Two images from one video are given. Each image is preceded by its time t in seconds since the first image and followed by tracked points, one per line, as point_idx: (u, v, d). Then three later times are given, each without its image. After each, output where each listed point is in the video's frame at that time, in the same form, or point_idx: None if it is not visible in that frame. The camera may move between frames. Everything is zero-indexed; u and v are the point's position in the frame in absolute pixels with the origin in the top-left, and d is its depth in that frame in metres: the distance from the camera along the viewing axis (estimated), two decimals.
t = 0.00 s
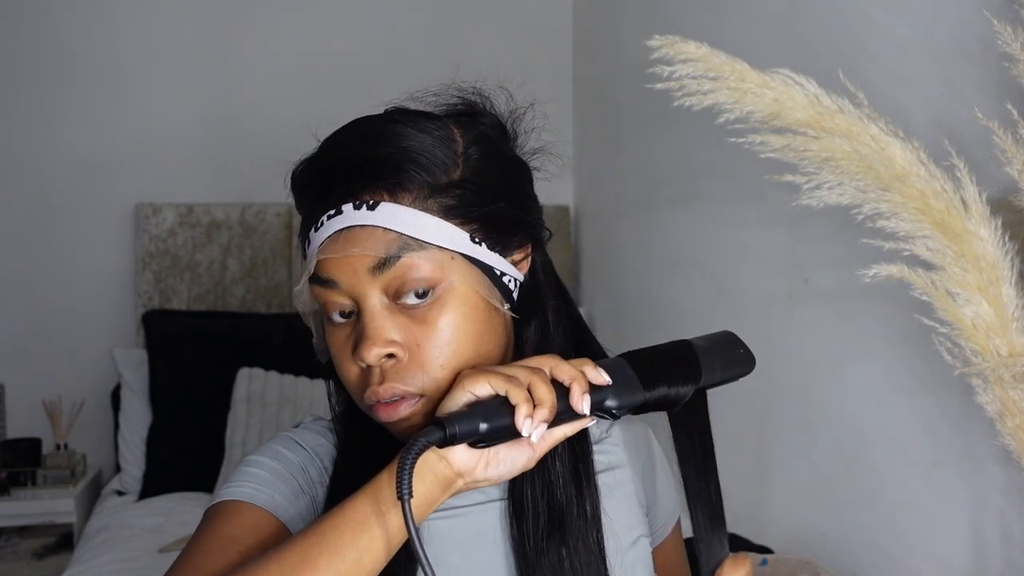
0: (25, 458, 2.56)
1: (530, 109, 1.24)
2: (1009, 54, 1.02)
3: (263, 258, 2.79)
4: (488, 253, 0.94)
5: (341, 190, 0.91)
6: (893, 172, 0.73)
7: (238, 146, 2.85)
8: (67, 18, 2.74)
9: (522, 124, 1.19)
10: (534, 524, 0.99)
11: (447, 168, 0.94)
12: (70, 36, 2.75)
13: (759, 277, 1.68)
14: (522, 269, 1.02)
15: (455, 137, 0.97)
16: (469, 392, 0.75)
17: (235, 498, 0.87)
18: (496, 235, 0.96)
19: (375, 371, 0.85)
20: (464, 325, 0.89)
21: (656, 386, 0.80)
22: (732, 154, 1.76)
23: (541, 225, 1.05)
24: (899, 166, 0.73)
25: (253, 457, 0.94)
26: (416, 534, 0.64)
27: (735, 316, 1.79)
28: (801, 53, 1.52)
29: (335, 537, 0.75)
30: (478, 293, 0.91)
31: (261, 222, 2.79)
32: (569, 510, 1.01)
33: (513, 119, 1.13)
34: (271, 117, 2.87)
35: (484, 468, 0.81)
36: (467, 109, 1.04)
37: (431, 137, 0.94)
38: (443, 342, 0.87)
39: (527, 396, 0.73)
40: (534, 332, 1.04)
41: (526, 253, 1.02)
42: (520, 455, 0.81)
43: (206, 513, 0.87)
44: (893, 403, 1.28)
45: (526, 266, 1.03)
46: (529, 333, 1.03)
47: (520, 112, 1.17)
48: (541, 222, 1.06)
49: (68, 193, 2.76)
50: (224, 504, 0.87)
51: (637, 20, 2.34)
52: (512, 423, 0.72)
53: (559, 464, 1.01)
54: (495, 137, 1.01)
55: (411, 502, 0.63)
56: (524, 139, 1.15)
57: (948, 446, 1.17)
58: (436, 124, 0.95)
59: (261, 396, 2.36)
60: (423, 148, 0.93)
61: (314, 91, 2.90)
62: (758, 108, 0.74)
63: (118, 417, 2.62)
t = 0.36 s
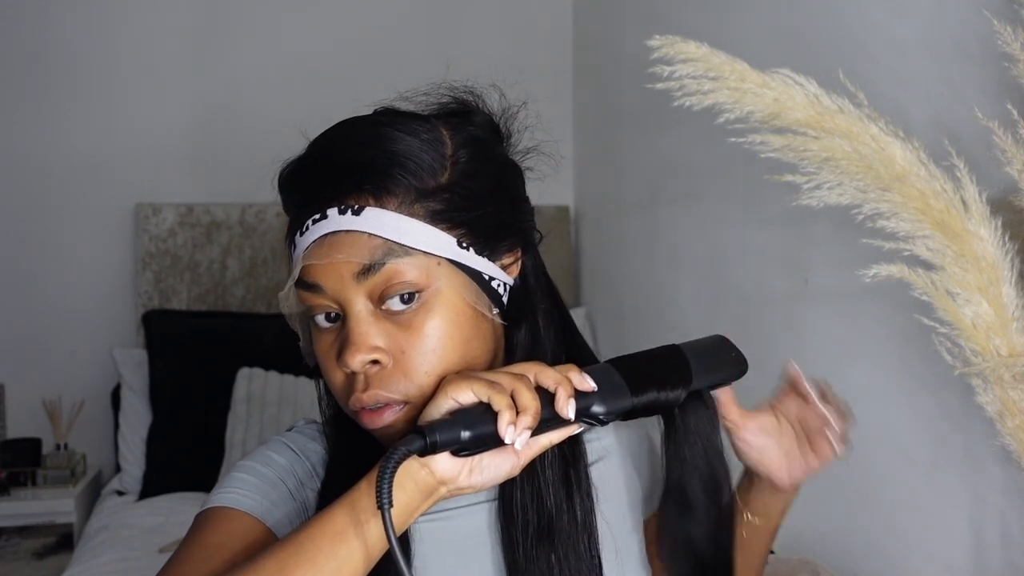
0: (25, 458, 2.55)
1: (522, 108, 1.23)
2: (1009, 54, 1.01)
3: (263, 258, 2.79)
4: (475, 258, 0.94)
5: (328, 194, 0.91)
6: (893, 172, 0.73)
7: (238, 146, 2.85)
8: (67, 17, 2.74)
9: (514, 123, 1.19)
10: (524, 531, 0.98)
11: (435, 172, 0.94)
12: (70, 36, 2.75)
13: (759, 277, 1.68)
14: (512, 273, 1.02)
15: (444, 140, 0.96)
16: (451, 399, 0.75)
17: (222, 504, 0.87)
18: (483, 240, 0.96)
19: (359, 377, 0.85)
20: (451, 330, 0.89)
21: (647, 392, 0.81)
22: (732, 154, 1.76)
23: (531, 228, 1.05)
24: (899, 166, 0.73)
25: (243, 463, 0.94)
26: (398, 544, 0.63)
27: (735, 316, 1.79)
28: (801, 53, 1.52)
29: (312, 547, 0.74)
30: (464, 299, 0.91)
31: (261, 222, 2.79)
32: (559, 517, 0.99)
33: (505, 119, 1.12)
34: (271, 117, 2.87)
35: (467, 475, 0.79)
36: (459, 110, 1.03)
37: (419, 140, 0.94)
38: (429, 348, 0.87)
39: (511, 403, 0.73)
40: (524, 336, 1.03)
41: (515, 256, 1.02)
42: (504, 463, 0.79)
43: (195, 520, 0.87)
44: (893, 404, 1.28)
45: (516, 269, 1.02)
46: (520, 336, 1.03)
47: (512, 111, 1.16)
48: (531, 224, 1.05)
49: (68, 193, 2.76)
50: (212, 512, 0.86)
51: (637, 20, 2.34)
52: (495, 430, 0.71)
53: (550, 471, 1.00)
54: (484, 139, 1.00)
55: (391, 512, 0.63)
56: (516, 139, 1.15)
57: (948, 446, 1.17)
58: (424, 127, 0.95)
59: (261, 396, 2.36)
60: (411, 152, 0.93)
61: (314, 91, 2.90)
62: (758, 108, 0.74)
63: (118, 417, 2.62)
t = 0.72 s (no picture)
0: (25, 458, 2.55)
1: (513, 107, 1.23)
2: (1009, 54, 1.02)
3: (263, 258, 2.79)
4: (467, 259, 0.94)
5: (318, 199, 0.91)
6: (893, 172, 0.73)
7: (237, 145, 2.85)
8: (67, 17, 2.74)
9: (505, 122, 1.19)
10: (516, 530, 0.97)
11: (424, 173, 0.94)
12: (69, 36, 2.75)
13: (759, 277, 1.68)
14: (504, 272, 1.02)
15: (433, 141, 0.96)
16: (450, 397, 0.74)
17: (219, 505, 0.87)
18: (476, 240, 0.95)
19: (354, 381, 0.85)
20: (444, 331, 0.89)
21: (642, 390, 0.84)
22: (732, 154, 1.76)
23: (523, 227, 1.05)
24: (899, 166, 0.73)
25: (240, 463, 0.94)
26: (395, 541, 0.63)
27: (735, 316, 1.79)
28: (801, 53, 1.52)
29: (312, 546, 0.74)
30: (457, 300, 0.91)
31: (261, 222, 2.79)
32: (552, 516, 0.98)
33: (494, 118, 1.12)
34: (271, 117, 2.87)
35: (465, 474, 0.79)
36: (448, 111, 1.03)
37: (408, 142, 0.94)
38: (422, 350, 0.87)
39: (507, 400, 0.73)
40: (516, 335, 1.03)
41: (507, 256, 1.02)
42: (502, 461, 0.80)
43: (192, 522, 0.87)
44: (893, 403, 1.28)
45: (508, 269, 1.02)
46: (512, 335, 1.02)
47: (502, 110, 1.16)
48: (523, 223, 1.05)
49: (68, 193, 2.76)
50: (209, 513, 0.86)
51: (637, 20, 2.34)
52: (492, 428, 0.71)
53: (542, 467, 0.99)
54: (473, 138, 1.00)
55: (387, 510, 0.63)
56: (507, 138, 1.14)
57: (948, 446, 1.17)
58: (413, 128, 0.95)
59: (261, 395, 2.36)
60: (400, 154, 0.93)
61: (314, 91, 2.90)
62: (758, 108, 0.74)
63: (118, 417, 2.62)
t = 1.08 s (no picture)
0: (25, 458, 2.56)
1: (517, 110, 1.23)
2: (1009, 54, 1.01)
3: (263, 258, 2.79)
4: (467, 259, 0.94)
5: (318, 196, 0.91)
6: (893, 172, 0.73)
7: (237, 145, 2.85)
8: (67, 17, 2.74)
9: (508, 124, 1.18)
10: (516, 532, 0.97)
11: (424, 173, 0.94)
12: (69, 36, 2.75)
13: (759, 277, 1.68)
14: (504, 273, 1.02)
15: (434, 141, 0.96)
16: (447, 391, 0.74)
17: (219, 506, 0.87)
18: (475, 240, 0.95)
19: (353, 380, 0.85)
20: (443, 331, 0.89)
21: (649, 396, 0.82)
22: (732, 154, 1.76)
23: (524, 228, 1.05)
24: (899, 166, 0.73)
25: (240, 465, 0.94)
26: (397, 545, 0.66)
27: (735, 316, 1.79)
28: (801, 53, 1.53)
29: (315, 548, 0.73)
30: (456, 301, 0.91)
31: (261, 222, 2.79)
32: (551, 518, 0.98)
33: (498, 120, 1.12)
34: (271, 118, 2.87)
35: (468, 472, 0.78)
36: (452, 112, 1.03)
37: (409, 142, 0.94)
38: (421, 350, 0.87)
39: (505, 391, 0.73)
40: (516, 335, 1.03)
41: (506, 256, 1.02)
42: (506, 460, 0.80)
43: (194, 523, 0.87)
44: (893, 403, 1.28)
45: (507, 270, 1.02)
46: (511, 336, 1.02)
47: (506, 111, 1.16)
48: (524, 224, 1.05)
49: (68, 193, 2.76)
50: (210, 515, 0.86)
51: (637, 20, 2.34)
52: (490, 417, 0.72)
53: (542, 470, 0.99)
54: (475, 139, 1.00)
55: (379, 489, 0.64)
56: (510, 139, 1.14)
57: (948, 447, 1.17)
58: (414, 128, 0.95)
59: (261, 395, 2.37)
60: (401, 154, 0.93)
61: (314, 91, 2.90)
62: (758, 108, 0.74)
63: (118, 417, 2.62)
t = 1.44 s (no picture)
0: (25, 458, 2.55)
1: (522, 110, 1.23)
2: (1009, 54, 1.01)
3: (263, 258, 2.79)
4: (474, 260, 0.94)
5: (324, 197, 0.91)
6: (893, 172, 0.73)
7: (237, 145, 2.85)
8: (67, 17, 2.74)
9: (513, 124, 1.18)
10: (521, 533, 0.97)
11: (431, 173, 0.94)
12: (69, 36, 2.75)
13: (760, 277, 1.68)
14: (510, 273, 1.02)
15: (440, 141, 0.96)
16: (456, 391, 0.74)
17: (222, 506, 0.87)
18: (482, 240, 0.95)
19: (361, 381, 0.85)
20: (450, 332, 0.89)
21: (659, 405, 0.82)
22: (732, 154, 1.76)
23: (530, 228, 1.05)
24: (899, 166, 0.73)
25: (243, 464, 0.94)
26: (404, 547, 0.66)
27: (735, 316, 1.79)
28: (801, 53, 1.53)
29: (322, 550, 0.73)
30: (464, 302, 0.91)
31: (261, 221, 2.79)
32: (556, 519, 0.98)
33: (503, 120, 1.12)
34: (271, 118, 2.87)
35: (476, 475, 0.79)
36: (457, 112, 1.03)
37: (416, 142, 0.94)
38: (430, 351, 0.87)
39: (514, 392, 0.73)
40: (521, 336, 1.03)
41: (512, 257, 1.02)
42: (513, 465, 0.80)
43: (197, 522, 0.87)
44: (894, 403, 1.28)
45: (513, 271, 1.02)
46: (516, 337, 1.03)
47: (510, 111, 1.16)
48: (530, 224, 1.05)
49: (67, 193, 2.76)
50: (214, 514, 0.86)
51: (637, 20, 2.34)
52: (499, 418, 0.72)
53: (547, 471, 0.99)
54: (481, 139, 1.00)
55: (383, 482, 0.64)
56: (515, 139, 1.14)
57: (948, 447, 1.17)
58: (421, 128, 0.95)
59: (261, 396, 2.36)
60: (407, 154, 0.93)
61: (314, 91, 2.90)
62: (758, 108, 0.74)
63: (118, 417, 2.62)
